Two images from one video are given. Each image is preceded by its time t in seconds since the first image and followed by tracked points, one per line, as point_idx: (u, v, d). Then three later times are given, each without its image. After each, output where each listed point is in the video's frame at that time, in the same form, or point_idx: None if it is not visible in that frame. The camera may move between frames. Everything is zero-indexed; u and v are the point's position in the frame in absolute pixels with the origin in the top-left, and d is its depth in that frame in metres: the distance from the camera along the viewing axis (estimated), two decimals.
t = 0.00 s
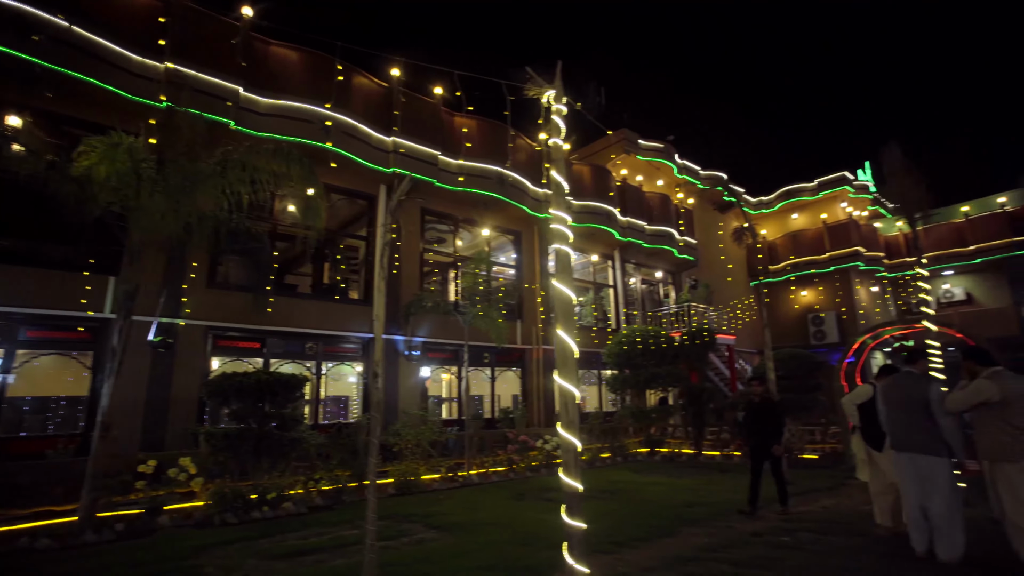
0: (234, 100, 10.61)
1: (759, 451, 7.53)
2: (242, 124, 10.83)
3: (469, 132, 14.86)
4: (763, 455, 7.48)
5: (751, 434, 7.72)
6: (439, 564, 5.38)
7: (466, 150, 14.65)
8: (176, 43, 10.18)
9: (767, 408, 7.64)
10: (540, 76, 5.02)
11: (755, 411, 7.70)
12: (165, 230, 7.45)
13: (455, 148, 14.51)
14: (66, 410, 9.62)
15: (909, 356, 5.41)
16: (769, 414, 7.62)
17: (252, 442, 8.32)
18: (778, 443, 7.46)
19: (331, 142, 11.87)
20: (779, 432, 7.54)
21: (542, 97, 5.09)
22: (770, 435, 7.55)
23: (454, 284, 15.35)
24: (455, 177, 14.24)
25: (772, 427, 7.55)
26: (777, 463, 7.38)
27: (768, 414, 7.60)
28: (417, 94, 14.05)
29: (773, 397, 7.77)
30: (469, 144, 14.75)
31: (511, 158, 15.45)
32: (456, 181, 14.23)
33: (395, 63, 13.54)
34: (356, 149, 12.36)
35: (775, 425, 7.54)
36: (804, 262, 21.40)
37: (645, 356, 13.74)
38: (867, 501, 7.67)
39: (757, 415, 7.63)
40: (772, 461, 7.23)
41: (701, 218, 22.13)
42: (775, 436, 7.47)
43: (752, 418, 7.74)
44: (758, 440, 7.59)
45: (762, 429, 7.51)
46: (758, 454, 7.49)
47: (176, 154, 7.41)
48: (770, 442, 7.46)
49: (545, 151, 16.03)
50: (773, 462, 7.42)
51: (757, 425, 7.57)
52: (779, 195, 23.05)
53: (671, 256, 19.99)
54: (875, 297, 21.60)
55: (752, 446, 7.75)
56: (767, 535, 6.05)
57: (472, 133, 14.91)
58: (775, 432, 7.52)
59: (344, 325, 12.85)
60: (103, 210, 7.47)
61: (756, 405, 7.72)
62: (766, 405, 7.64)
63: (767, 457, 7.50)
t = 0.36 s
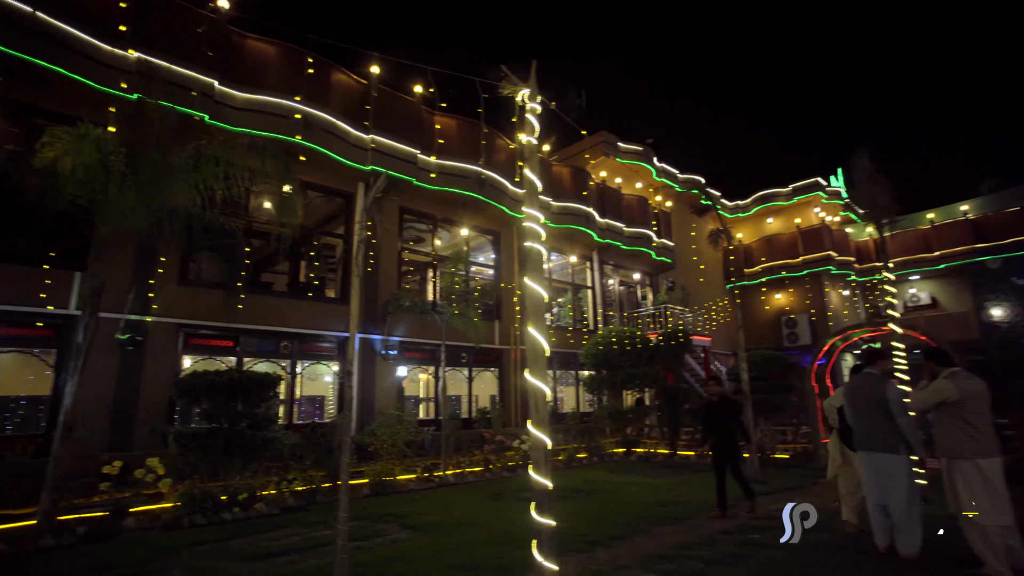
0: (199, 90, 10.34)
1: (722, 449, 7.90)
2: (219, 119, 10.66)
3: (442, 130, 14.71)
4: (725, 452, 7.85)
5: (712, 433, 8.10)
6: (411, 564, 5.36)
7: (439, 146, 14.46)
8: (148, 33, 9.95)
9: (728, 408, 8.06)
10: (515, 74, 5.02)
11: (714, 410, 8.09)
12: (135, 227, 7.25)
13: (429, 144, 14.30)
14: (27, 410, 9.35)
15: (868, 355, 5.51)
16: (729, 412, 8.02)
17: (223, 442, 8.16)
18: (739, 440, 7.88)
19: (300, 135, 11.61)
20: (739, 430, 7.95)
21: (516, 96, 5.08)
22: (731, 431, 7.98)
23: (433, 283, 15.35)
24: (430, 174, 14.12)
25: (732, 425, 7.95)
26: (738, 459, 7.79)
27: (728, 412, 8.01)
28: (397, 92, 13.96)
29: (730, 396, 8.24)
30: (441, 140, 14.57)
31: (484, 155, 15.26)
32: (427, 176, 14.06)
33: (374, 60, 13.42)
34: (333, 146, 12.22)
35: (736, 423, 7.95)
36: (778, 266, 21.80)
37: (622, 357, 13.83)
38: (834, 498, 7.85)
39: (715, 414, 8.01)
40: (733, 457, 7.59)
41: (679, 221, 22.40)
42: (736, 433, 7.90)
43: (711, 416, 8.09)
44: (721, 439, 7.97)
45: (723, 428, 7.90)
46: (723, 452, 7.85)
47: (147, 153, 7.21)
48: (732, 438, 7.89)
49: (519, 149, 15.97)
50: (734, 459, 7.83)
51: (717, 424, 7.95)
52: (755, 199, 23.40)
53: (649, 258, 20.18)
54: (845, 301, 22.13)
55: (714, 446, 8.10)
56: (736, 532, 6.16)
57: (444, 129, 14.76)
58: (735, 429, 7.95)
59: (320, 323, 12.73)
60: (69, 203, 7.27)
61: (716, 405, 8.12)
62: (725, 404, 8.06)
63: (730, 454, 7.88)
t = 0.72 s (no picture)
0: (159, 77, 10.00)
1: (685, 453, 7.55)
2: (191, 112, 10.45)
3: (415, 125, 14.55)
4: (688, 456, 7.48)
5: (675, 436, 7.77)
6: (383, 565, 5.31)
7: (411, 142, 14.27)
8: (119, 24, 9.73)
9: (691, 409, 7.66)
10: (489, 71, 5.01)
11: (677, 412, 7.74)
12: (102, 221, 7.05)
13: (400, 139, 14.07)
14: None
15: (834, 356, 5.68)
16: (692, 414, 7.64)
17: (193, 441, 8.01)
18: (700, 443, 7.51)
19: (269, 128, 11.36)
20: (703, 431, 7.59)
21: (491, 93, 5.08)
22: (695, 434, 7.63)
23: (412, 284, 15.22)
24: (400, 170, 13.88)
25: (695, 427, 7.59)
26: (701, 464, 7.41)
27: (690, 414, 7.65)
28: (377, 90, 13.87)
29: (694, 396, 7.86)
30: (413, 137, 14.37)
31: (456, 153, 15.11)
32: (398, 172, 13.83)
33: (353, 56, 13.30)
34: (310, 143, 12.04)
35: (698, 425, 7.58)
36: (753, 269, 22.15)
37: (599, 358, 13.87)
38: (803, 497, 8.01)
39: (679, 416, 7.67)
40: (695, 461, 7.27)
41: (657, 224, 22.62)
42: (699, 435, 7.54)
43: (674, 419, 7.75)
44: (685, 442, 7.63)
45: (687, 431, 7.55)
46: (684, 454, 7.50)
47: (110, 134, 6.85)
48: (694, 441, 7.51)
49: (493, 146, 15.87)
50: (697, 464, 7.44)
51: (681, 426, 7.60)
52: (732, 203, 23.75)
53: (627, 260, 20.34)
54: (817, 304, 22.62)
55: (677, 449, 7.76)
56: (708, 530, 6.23)
57: (416, 125, 14.58)
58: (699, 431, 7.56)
59: (295, 322, 12.56)
60: (31, 195, 7.04)
61: (679, 406, 7.76)
62: (688, 405, 7.69)
63: (692, 458, 7.54)
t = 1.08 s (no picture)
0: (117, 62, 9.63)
1: (646, 455, 7.70)
2: (161, 105, 10.22)
3: (384, 121, 14.20)
4: (648, 457, 7.62)
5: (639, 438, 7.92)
6: (353, 565, 5.26)
7: (382, 137, 14.03)
8: (86, 14, 9.47)
9: (654, 412, 7.82)
10: (462, 69, 5.01)
11: (641, 415, 7.91)
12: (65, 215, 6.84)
13: (371, 133, 13.77)
14: None
15: (799, 358, 5.82)
16: (655, 418, 7.79)
17: (160, 440, 7.83)
18: (661, 445, 7.66)
19: (233, 118, 11.00)
20: (664, 434, 7.74)
21: (464, 91, 5.08)
22: (657, 437, 7.76)
23: (388, 283, 15.04)
24: (368, 164, 13.55)
25: (657, 430, 7.75)
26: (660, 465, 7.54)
27: (653, 417, 7.81)
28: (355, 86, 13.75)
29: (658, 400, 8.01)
30: (383, 131, 14.06)
31: (426, 148, 14.97)
32: (367, 166, 13.47)
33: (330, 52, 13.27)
34: (285, 139, 11.84)
35: (660, 428, 7.73)
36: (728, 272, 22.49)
37: (575, 358, 13.90)
38: (771, 496, 8.16)
39: (641, 419, 7.84)
40: (653, 462, 7.40)
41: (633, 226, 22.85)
42: (660, 437, 7.69)
43: (638, 422, 7.93)
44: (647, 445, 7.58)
45: (648, 433, 7.71)
46: (644, 455, 7.66)
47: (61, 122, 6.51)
48: (655, 443, 7.67)
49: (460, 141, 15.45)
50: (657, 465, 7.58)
51: (643, 428, 7.75)
52: (707, 207, 24.12)
53: (604, 262, 20.50)
54: (789, 307, 23.08)
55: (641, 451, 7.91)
56: (678, 528, 6.31)
57: (386, 120, 14.35)
58: (661, 434, 7.73)
59: (269, 320, 12.34)
60: None
61: (642, 409, 7.93)
62: (651, 408, 7.85)
63: (653, 459, 7.69)
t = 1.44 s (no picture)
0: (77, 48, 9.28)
1: (604, 454, 7.23)
2: (127, 95, 9.92)
3: (353, 114, 13.90)
4: (606, 459, 7.15)
5: (594, 435, 7.33)
6: (321, 566, 5.19)
7: (349, 130, 13.67)
8: None
9: (615, 410, 7.23)
10: (434, 64, 5.01)
11: (600, 413, 7.30)
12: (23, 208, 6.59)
13: (337, 126, 13.44)
14: None
15: (762, 358, 5.96)
16: (616, 416, 7.22)
17: (122, 440, 7.64)
18: (621, 446, 7.15)
19: (193, 105, 10.65)
20: (624, 433, 7.20)
21: (435, 87, 5.08)
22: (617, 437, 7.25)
23: (362, 281, 14.94)
24: (336, 157, 13.20)
25: (617, 429, 7.19)
26: (619, 467, 7.10)
27: (613, 416, 7.21)
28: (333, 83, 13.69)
29: (619, 395, 7.38)
30: (353, 125, 13.81)
31: (396, 143, 14.68)
32: (336, 161, 13.18)
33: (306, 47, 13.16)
34: (257, 133, 11.62)
35: (620, 429, 7.18)
36: (702, 275, 22.84)
37: (549, 358, 13.91)
38: (739, 493, 8.30)
39: (601, 418, 7.22)
40: (611, 466, 6.95)
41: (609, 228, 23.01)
42: (619, 437, 7.16)
43: (596, 420, 7.34)
44: (610, 444, 7.14)
45: (608, 434, 7.16)
46: (602, 457, 7.19)
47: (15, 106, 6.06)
48: (614, 444, 7.16)
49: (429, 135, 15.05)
50: (615, 466, 7.14)
51: (601, 429, 7.18)
52: (682, 211, 24.43)
53: (580, 263, 20.63)
54: (759, 310, 23.55)
55: (598, 448, 7.44)
56: (648, 526, 6.38)
57: (355, 114, 13.99)
58: (621, 434, 7.18)
59: (240, 318, 12.16)
60: None
61: (603, 406, 7.28)
62: (613, 406, 7.21)
63: (611, 459, 7.22)
